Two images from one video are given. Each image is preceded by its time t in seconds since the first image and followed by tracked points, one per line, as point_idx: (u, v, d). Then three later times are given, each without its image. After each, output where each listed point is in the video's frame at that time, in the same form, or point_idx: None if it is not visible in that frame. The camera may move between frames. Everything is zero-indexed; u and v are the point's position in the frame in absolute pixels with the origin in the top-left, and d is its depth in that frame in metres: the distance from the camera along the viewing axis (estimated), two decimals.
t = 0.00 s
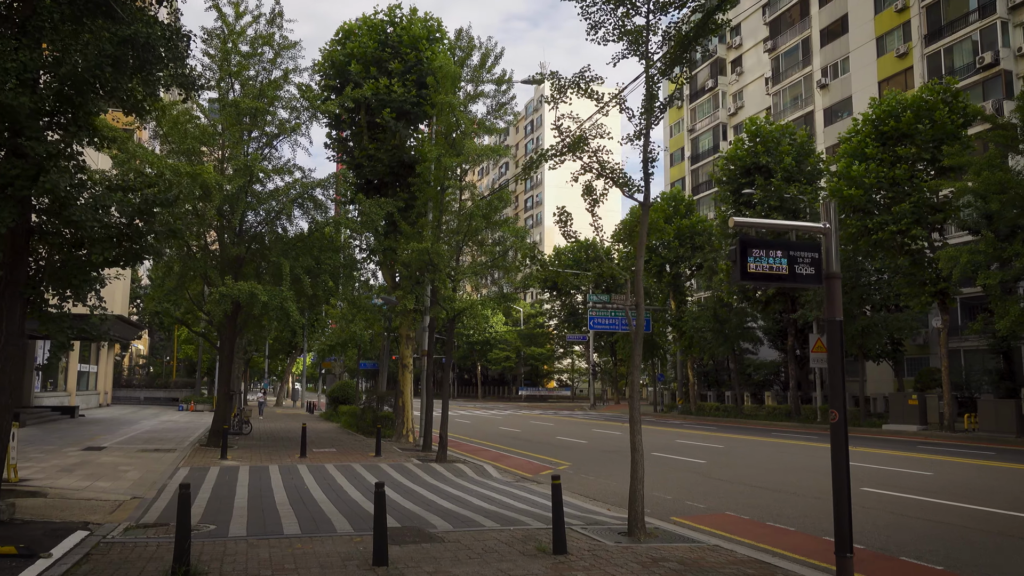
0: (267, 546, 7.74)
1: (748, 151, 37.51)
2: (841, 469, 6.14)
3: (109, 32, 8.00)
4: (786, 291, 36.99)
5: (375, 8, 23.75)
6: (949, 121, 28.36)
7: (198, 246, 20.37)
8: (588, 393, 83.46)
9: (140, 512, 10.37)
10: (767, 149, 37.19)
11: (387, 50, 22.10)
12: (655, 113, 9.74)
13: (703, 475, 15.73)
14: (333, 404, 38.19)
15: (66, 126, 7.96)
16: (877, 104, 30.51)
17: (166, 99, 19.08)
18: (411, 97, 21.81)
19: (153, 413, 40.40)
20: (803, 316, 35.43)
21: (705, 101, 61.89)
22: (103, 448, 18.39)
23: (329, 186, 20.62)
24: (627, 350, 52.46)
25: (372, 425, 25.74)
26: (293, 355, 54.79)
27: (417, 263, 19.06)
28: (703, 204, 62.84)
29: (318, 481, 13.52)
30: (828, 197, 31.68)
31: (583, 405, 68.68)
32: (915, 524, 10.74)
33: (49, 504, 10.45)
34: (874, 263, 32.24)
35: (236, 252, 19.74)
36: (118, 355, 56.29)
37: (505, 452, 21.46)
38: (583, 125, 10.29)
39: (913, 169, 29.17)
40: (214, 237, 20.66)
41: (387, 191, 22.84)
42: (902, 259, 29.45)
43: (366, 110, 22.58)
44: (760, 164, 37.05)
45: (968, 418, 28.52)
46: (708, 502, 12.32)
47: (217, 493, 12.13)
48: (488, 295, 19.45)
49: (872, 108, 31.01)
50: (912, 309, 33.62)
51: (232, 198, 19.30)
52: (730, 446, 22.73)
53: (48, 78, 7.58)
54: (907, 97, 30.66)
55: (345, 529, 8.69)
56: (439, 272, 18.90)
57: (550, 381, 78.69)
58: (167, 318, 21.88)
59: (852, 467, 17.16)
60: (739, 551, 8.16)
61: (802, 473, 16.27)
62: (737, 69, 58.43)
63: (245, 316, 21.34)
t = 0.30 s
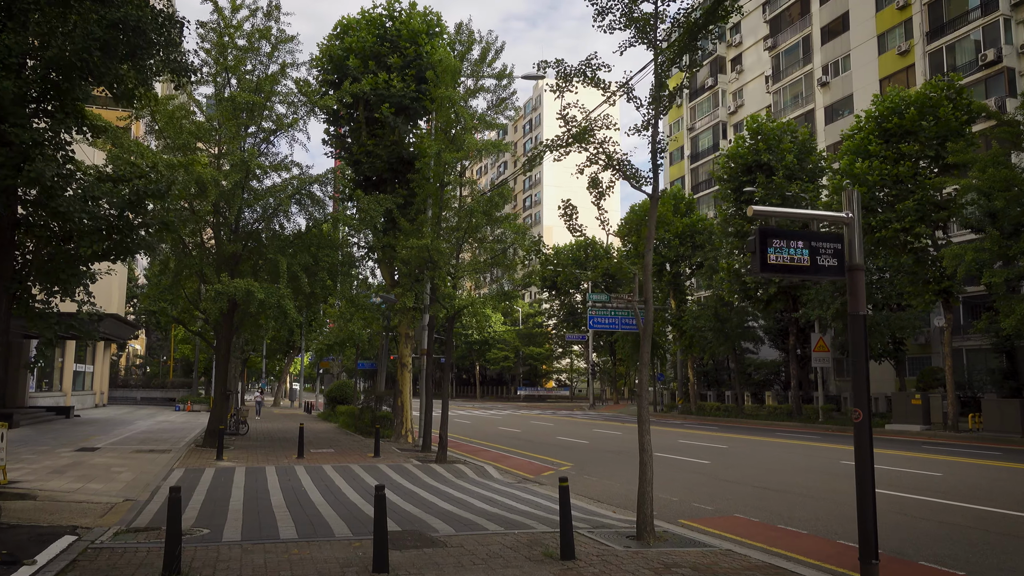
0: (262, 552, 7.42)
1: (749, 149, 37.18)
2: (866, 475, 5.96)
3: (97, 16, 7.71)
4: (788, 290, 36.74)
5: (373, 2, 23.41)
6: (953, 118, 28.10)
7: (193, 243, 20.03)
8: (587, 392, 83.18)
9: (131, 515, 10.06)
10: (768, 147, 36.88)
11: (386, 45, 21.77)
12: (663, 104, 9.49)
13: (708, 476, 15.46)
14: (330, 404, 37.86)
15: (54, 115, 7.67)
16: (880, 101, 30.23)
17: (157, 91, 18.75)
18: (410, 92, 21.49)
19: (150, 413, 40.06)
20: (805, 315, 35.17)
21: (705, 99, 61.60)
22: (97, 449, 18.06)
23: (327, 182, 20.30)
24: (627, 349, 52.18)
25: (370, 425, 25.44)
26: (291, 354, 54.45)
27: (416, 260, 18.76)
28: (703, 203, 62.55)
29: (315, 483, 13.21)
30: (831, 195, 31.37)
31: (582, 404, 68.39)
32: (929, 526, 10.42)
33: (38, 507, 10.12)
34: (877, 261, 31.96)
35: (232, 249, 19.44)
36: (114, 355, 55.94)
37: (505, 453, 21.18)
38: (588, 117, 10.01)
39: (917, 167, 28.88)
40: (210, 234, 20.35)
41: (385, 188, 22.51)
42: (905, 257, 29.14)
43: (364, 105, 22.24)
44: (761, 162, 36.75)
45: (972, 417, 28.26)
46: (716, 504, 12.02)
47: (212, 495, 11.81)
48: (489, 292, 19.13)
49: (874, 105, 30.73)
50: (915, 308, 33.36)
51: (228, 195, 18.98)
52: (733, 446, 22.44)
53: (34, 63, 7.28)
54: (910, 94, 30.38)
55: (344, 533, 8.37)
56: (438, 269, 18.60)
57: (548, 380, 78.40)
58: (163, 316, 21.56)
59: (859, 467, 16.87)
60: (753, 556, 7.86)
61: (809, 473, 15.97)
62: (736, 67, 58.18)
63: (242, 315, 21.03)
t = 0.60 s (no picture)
0: (257, 561, 7.10)
1: (752, 147, 36.87)
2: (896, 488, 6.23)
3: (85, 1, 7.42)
4: (792, 290, 36.41)
5: None
6: (960, 115, 27.80)
7: (191, 242, 19.71)
8: (588, 393, 82.86)
9: (125, 520, 9.77)
10: (772, 145, 36.57)
11: (386, 41, 21.44)
12: (672, 96, 9.20)
13: (715, 478, 15.18)
14: (330, 404, 37.58)
15: (40, 104, 7.39)
16: (885, 98, 29.89)
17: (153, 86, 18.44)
18: (411, 88, 21.20)
19: (149, 414, 39.69)
20: (809, 314, 34.87)
21: (706, 98, 61.25)
22: (93, 450, 17.75)
23: (326, 179, 19.99)
24: (629, 349, 51.88)
25: (371, 425, 25.16)
26: (291, 354, 54.12)
27: (417, 259, 18.50)
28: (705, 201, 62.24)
29: (314, 486, 12.89)
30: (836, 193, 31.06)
31: (584, 404, 68.11)
32: (947, 531, 10.09)
33: (28, 512, 9.83)
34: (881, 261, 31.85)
35: (231, 248, 19.13)
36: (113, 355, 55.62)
37: (507, 454, 20.93)
38: (595, 109, 9.69)
39: (923, 164, 28.54)
40: (207, 232, 20.05)
41: (385, 185, 22.18)
42: (911, 256, 28.80)
43: (364, 102, 21.93)
44: (765, 160, 36.45)
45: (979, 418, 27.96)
46: (725, 508, 11.72)
47: (207, 500, 11.51)
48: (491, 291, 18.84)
49: (879, 103, 30.44)
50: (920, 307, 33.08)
51: (226, 193, 18.67)
52: (738, 447, 22.11)
53: (16, 49, 6.99)
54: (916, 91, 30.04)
55: (344, 540, 8.07)
56: (439, 268, 18.31)
57: (549, 380, 78.14)
58: (161, 316, 21.24)
59: (868, 469, 16.58)
60: (770, 564, 7.59)
61: (818, 475, 15.65)
62: (738, 66, 57.88)
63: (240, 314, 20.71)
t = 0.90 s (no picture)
0: (251, 566, 6.78)
1: (756, 144, 36.58)
2: (926, 488, 6.09)
3: None
4: (796, 288, 36.09)
5: None
6: (967, 110, 27.49)
7: (188, 238, 19.42)
8: (589, 392, 82.55)
9: (118, 522, 9.48)
10: (776, 142, 36.28)
11: (387, 35, 21.11)
12: (682, 83, 8.89)
13: (722, 478, 14.88)
14: (331, 403, 37.32)
15: (24, 88, 7.13)
16: (891, 94, 29.55)
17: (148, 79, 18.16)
18: (412, 83, 20.90)
19: (148, 414, 39.47)
20: (814, 313, 34.55)
21: (709, 96, 60.93)
22: (88, 450, 17.47)
23: (326, 174, 19.71)
24: (631, 348, 51.60)
25: (372, 425, 24.87)
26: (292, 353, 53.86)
27: (418, 255, 18.18)
28: (708, 200, 61.92)
29: (313, 487, 12.60)
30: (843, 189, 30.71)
31: (586, 404, 67.83)
32: (965, 533, 9.73)
33: (18, 513, 9.55)
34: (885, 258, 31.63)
35: (229, 245, 18.83)
36: (112, 355, 55.35)
37: (510, 454, 20.64)
38: (602, 98, 9.40)
39: (930, 160, 28.21)
40: (205, 229, 19.75)
41: (386, 181, 21.86)
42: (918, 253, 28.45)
43: (364, 97, 21.63)
44: (769, 157, 36.16)
45: (988, 418, 27.63)
46: (735, 509, 11.42)
47: (203, 501, 11.22)
48: (494, 288, 18.52)
49: (885, 98, 30.12)
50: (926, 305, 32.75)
51: (224, 188, 18.36)
52: (744, 447, 21.76)
53: None
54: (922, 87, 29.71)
55: (342, 544, 7.77)
56: (441, 264, 18.00)
57: (551, 380, 77.85)
58: (159, 314, 20.96)
59: (878, 469, 16.27)
60: (786, 569, 7.31)
61: (827, 475, 15.31)
62: (742, 64, 57.57)
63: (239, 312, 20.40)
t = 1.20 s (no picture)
0: None
1: (760, 143, 36.31)
2: (959, 493, 5.84)
3: None
4: (800, 288, 35.78)
5: None
6: (974, 108, 27.08)
7: (185, 236, 19.12)
8: (591, 392, 82.28)
9: (109, 528, 9.19)
10: (780, 140, 35.97)
11: (387, 30, 20.74)
12: (693, 74, 8.56)
13: (729, 481, 14.59)
14: (331, 403, 37.05)
15: (5, 76, 6.85)
16: (897, 92, 29.21)
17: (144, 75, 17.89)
18: (413, 79, 20.58)
19: (147, 413, 39.19)
20: (818, 313, 34.25)
21: (712, 95, 60.59)
22: (83, 452, 17.19)
23: (326, 172, 19.40)
24: (633, 348, 51.31)
25: (372, 426, 24.59)
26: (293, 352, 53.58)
27: (419, 253, 17.87)
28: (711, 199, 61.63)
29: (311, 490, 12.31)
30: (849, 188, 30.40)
31: (587, 404, 67.54)
32: (983, 540, 9.44)
33: (5, 519, 9.27)
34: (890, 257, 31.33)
35: (226, 243, 18.53)
36: (112, 354, 55.06)
37: (512, 455, 20.35)
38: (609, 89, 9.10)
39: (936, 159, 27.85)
40: (203, 226, 19.44)
41: (387, 179, 21.54)
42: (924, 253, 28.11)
43: (365, 93, 21.30)
44: (773, 156, 35.86)
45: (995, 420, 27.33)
46: (744, 514, 11.12)
47: (197, 506, 10.92)
48: (496, 287, 18.20)
49: (891, 96, 29.78)
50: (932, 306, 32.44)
51: (222, 186, 18.05)
52: (750, 448, 21.42)
53: None
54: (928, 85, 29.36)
55: (339, 552, 7.48)
56: (442, 263, 17.69)
57: (552, 380, 77.59)
58: (156, 313, 20.68)
59: (887, 472, 15.96)
60: None
61: (837, 479, 14.97)
62: (744, 62, 57.26)
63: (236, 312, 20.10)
